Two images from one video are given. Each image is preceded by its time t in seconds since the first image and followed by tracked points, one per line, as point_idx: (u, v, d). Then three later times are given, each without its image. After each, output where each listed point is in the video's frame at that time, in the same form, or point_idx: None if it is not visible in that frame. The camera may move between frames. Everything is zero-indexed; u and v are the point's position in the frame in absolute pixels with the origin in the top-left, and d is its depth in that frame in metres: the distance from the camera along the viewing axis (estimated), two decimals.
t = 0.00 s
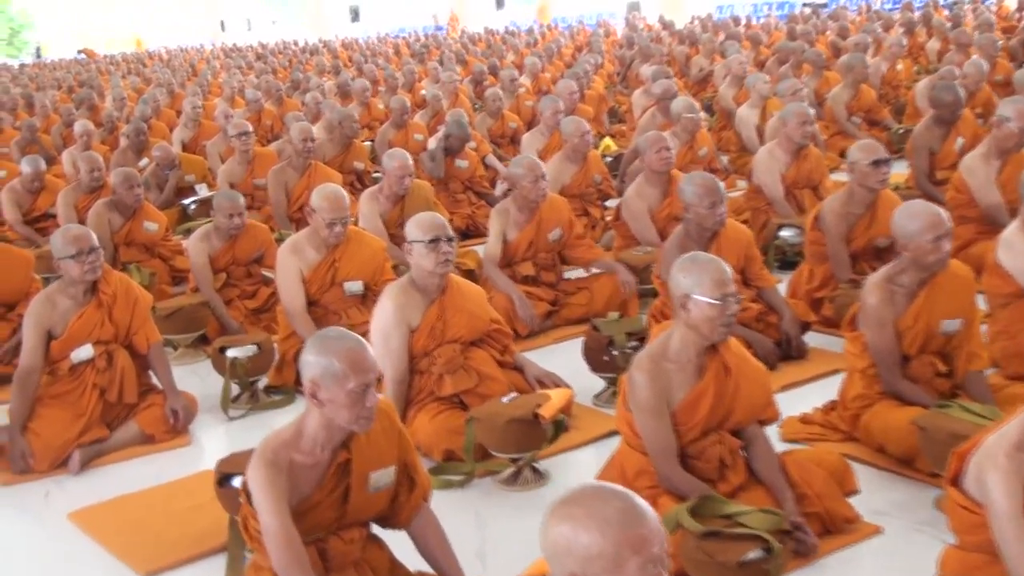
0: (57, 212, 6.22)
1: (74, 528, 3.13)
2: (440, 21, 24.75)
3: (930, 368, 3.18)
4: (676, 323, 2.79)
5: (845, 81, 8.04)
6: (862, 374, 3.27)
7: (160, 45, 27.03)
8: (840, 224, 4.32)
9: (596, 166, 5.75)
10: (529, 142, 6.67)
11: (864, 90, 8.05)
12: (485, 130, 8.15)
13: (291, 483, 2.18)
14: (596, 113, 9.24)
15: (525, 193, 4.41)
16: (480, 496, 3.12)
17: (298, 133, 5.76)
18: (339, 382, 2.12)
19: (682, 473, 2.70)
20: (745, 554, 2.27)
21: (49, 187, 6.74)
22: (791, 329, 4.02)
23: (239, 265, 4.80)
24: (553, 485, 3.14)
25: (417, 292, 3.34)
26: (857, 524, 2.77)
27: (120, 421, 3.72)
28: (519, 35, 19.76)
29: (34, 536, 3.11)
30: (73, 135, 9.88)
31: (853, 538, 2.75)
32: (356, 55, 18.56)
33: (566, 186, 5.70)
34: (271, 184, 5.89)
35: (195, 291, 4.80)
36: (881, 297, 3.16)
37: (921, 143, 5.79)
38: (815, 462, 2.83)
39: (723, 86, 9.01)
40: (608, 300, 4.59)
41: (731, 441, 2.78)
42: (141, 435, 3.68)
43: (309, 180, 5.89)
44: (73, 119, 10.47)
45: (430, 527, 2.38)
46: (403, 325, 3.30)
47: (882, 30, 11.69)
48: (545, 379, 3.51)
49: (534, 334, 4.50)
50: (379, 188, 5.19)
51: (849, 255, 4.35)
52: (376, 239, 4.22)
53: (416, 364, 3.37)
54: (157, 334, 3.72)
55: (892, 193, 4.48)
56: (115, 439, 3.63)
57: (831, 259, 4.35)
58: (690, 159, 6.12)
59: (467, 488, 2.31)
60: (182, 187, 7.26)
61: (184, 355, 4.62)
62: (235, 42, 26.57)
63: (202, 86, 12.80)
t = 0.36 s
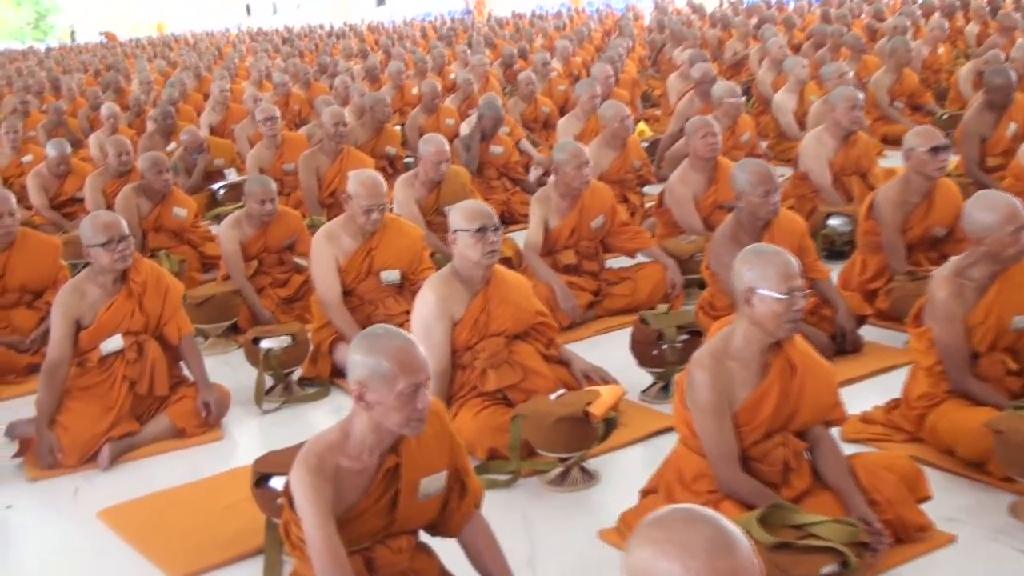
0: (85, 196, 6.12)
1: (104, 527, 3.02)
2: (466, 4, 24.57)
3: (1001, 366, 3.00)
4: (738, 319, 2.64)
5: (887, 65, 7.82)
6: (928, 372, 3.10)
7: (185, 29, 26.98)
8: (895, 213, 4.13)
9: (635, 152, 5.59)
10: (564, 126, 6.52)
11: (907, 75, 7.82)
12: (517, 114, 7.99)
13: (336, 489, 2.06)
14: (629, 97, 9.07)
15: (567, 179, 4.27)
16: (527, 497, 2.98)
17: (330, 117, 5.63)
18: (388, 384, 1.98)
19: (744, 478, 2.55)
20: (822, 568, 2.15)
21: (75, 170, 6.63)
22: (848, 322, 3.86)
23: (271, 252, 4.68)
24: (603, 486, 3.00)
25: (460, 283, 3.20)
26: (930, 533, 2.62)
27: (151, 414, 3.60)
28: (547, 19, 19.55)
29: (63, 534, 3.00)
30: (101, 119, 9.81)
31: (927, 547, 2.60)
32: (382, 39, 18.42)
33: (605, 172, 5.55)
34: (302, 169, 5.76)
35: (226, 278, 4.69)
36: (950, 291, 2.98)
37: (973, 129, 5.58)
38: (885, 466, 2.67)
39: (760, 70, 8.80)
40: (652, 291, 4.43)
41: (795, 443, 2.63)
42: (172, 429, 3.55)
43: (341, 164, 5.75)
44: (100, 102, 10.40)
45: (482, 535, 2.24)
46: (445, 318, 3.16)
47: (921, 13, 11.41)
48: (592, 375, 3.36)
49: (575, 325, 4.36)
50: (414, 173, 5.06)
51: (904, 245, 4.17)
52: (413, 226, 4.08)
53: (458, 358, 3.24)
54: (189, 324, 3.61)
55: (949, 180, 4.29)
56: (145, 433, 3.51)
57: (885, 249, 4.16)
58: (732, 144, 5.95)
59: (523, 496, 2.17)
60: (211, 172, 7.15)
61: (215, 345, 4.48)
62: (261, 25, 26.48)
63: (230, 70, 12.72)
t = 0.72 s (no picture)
0: (109, 195, 6.02)
1: (142, 545, 2.90)
2: None
3: None
4: (811, 327, 2.50)
5: (922, 54, 7.63)
6: (1001, 378, 2.93)
7: (199, 21, 26.92)
8: (951, 209, 3.97)
9: (671, 146, 5.46)
10: (595, 120, 6.40)
11: (942, 63, 7.64)
12: (543, 107, 7.85)
13: (400, 517, 1.94)
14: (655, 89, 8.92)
15: (607, 177, 4.14)
16: (585, 515, 2.87)
17: (357, 113, 5.50)
18: (456, 407, 1.86)
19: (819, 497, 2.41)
20: None
21: (98, 168, 6.53)
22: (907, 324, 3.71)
23: (301, 253, 4.59)
24: (662, 503, 2.89)
25: (508, 288, 3.07)
26: (1018, 553, 2.50)
27: (186, 425, 3.48)
28: (563, 9, 19.39)
29: (99, 553, 2.89)
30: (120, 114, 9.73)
31: (1015, 568, 2.49)
32: (399, 30, 18.29)
33: (641, 166, 5.42)
34: (330, 166, 5.64)
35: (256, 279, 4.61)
36: None
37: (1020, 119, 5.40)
38: (968, 483, 2.56)
39: (789, 60, 8.64)
40: (696, 290, 4.29)
41: (872, 458, 2.49)
42: (209, 440, 3.43)
43: (370, 160, 5.64)
44: (119, 98, 10.32)
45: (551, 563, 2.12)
46: (493, 325, 3.03)
47: None
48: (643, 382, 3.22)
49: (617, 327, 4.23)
50: (447, 170, 4.95)
51: (960, 242, 4.02)
52: (451, 226, 3.94)
53: (506, 367, 3.10)
54: (223, 331, 3.50)
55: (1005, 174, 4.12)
56: (180, 444, 3.39)
57: (941, 246, 4.00)
58: (769, 137, 5.80)
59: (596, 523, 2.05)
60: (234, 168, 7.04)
61: (247, 349, 4.35)
62: (275, 17, 26.37)
63: (248, 64, 12.62)
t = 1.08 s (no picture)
0: (127, 202, 5.94)
1: (167, 569, 2.80)
2: (494, 2, 24.38)
3: None
4: (872, 352, 2.39)
5: (952, 64, 7.52)
6: None
7: (214, 25, 26.93)
8: (999, 223, 3.83)
9: (701, 156, 5.37)
10: (621, 129, 6.31)
11: (972, 73, 7.51)
12: (565, 115, 7.76)
13: (451, 554, 1.82)
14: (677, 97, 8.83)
15: (640, 189, 4.04)
16: (629, 542, 2.75)
17: (382, 121, 5.41)
18: (513, 439, 1.75)
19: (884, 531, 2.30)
20: None
21: (116, 175, 6.45)
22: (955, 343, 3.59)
23: (326, 264, 4.51)
24: (708, 531, 2.78)
25: (548, 304, 2.96)
26: None
27: (210, 442, 3.38)
28: (579, 15, 19.32)
29: None
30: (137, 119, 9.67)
31: None
32: (414, 36, 18.24)
33: (670, 177, 5.32)
34: (353, 175, 5.55)
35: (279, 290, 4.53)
36: None
37: None
38: None
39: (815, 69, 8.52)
40: (732, 305, 4.16)
41: (937, 490, 2.38)
42: (234, 458, 3.33)
43: (393, 168, 5.55)
44: (135, 101, 10.26)
45: None
46: (532, 343, 2.92)
47: (973, 8, 11.06)
48: (684, 402, 3.11)
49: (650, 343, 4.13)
50: (474, 179, 4.85)
51: (1007, 258, 3.88)
52: (483, 238, 3.83)
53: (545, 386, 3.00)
54: (249, 345, 3.41)
55: None
56: (205, 463, 3.29)
57: (987, 263, 3.88)
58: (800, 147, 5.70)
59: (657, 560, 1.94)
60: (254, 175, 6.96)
61: (271, 362, 4.25)
62: (289, 22, 26.33)
63: (263, 68, 12.56)
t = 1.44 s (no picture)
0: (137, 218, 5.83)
1: None
2: (504, 15, 24.36)
3: None
4: (928, 384, 2.25)
5: (975, 78, 7.40)
6: None
7: (223, 38, 26.95)
8: None
9: (725, 173, 5.27)
10: (641, 144, 6.22)
11: (996, 89, 7.39)
12: (581, 130, 7.66)
13: None
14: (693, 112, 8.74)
15: (666, 208, 3.92)
16: None
17: (399, 136, 5.30)
18: (561, 482, 1.62)
19: None
20: None
21: (125, 191, 6.34)
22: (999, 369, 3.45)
23: (341, 282, 4.39)
24: (750, 569, 2.63)
25: (578, 330, 2.83)
26: None
27: (224, 471, 3.26)
28: (590, 28, 19.27)
29: None
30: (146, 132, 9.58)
31: None
32: (425, 49, 18.20)
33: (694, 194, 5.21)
34: (368, 191, 5.44)
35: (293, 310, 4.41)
36: None
37: None
38: None
39: (833, 83, 8.42)
40: (762, 327, 4.01)
41: (998, 531, 2.26)
42: (250, 488, 3.21)
43: (409, 184, 5.44)
44: (144, 115, 10.18)
45: None
46: (563, 371, 2.79)
47: (992, 22, 10.96)
48: (720, 431, 2.97)
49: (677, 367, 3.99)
50: (493, 196, 4.73)
51: None
52: (505, 257, 3.70)
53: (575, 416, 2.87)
54: (265, 369, 3.30)
55: None
56: (219, 493, 3.17)
57: None
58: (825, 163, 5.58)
59: None
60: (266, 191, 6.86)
61: (285, 385, 4.11)
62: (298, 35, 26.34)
63: (274, 81, 12.49)
